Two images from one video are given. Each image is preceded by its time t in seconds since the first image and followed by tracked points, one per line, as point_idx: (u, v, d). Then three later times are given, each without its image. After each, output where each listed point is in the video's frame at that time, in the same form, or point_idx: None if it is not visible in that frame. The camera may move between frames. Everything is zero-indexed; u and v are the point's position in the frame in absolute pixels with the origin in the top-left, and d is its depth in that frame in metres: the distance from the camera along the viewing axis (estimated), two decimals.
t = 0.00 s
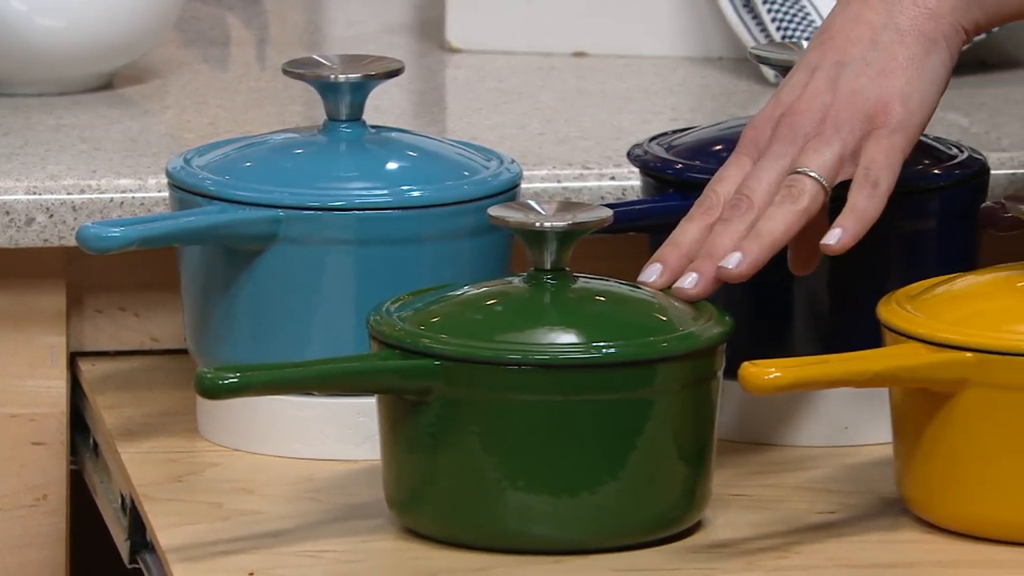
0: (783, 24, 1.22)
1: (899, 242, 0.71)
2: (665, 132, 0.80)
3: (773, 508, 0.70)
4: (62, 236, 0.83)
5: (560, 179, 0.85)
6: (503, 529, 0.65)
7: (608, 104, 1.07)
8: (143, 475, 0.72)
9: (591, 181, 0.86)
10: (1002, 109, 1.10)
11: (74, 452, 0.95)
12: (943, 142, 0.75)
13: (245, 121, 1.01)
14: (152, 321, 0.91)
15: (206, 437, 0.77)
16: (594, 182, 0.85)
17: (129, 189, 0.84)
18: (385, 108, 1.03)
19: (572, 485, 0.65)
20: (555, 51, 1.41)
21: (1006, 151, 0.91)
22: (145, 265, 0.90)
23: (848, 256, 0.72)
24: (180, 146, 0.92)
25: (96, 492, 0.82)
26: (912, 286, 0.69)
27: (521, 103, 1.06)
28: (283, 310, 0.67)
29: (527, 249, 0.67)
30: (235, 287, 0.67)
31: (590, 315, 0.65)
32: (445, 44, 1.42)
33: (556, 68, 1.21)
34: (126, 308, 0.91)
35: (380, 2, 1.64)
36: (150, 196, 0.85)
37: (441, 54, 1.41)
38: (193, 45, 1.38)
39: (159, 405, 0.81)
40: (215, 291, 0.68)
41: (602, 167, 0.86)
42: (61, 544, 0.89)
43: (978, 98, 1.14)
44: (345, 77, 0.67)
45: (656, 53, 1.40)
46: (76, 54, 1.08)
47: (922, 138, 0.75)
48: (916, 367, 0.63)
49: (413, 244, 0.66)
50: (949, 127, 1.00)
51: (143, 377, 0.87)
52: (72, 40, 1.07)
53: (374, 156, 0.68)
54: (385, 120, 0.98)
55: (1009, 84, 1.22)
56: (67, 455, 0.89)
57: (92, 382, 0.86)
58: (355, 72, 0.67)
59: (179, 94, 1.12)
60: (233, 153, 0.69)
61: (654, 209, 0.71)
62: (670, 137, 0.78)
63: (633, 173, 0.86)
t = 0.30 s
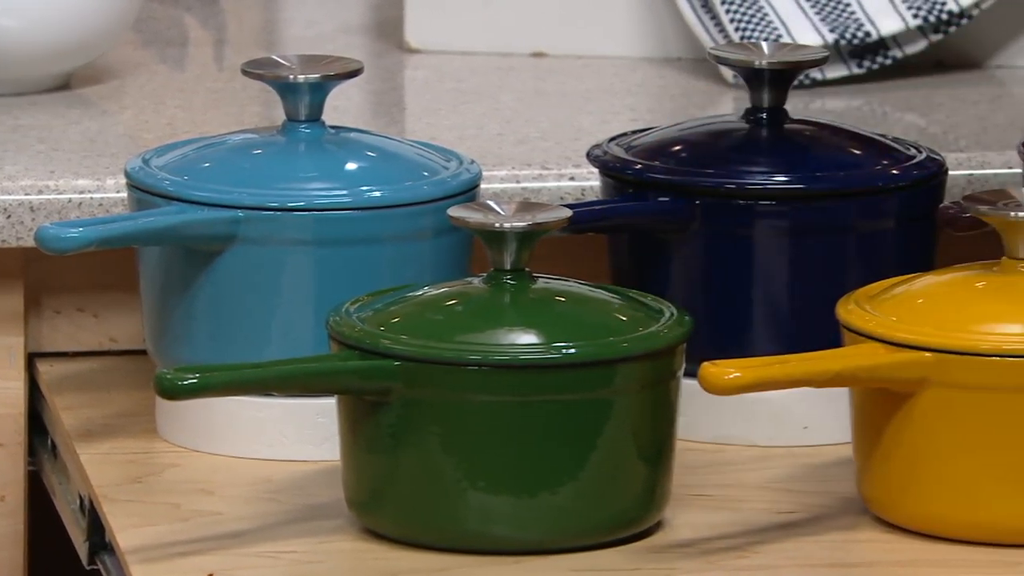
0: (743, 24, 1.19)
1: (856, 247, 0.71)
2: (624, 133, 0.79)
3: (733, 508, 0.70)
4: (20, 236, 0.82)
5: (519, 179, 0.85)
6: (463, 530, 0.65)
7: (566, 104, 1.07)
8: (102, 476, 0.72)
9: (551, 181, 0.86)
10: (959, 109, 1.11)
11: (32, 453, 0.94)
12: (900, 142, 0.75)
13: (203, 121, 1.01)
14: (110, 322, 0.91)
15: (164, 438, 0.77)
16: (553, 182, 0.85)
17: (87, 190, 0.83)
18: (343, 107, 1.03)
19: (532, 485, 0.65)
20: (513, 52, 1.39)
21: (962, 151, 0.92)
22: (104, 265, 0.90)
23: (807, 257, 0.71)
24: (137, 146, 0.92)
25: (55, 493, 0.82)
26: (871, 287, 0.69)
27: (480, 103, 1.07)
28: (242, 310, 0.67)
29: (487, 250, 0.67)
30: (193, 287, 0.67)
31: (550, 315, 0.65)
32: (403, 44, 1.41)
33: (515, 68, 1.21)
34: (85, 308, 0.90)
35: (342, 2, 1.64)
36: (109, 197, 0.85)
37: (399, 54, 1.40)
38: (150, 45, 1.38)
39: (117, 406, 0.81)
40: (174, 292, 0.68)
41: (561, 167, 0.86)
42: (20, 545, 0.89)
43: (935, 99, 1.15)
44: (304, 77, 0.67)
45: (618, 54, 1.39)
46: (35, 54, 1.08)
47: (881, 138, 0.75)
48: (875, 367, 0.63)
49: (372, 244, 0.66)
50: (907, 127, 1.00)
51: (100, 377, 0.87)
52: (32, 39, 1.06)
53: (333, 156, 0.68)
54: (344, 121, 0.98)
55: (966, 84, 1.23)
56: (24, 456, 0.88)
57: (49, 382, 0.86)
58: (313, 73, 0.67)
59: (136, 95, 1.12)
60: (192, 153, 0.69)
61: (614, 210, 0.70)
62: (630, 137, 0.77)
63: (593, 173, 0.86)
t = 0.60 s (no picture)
0: (701, 25, 1.17)
1: (816, 246, 0.72)
2: (586, 133, 0.79)
3: (693, 509, 0.70)
4: None
5: (479, 180, 0.86)
6: (423, 530, 0.65)
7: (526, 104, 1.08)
8: (61, 478, 0.71)
9: (510, 182, 0.87)
10: (917, 110, 1.12)
11: None
12: (859, 142, 0.76)
13: (162, 121, 1.01)
14: (68, 323, 0.91)
15: (123, 439, 0.77)
16: (512, 183, 0.86)
17: (45, 191, 0.83)
18: (302, 108, 1.04)
19: (492, 485, 0.65)
20: (472, 52, 1.37)
21: (920, 152, 0.93)
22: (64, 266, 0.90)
23: (767, 257, 0.71)
24: (96, 147, 0.92)
25: (13, 496, 0.81)
26: (831, 287, 0.69)
27: (439, 103, 1.08)
28: (200, 311, 0.67)
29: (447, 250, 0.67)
30: (152, 288, 0.67)
31: (510, 316, 0.65)
32: (363, 44, 1.39)
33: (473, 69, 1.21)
34: (43, 309, 0.90)
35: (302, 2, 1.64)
36: (67, 197, 0.84)
37: (357, 54, 1.38)
38: (110, 45, 1.38)
39: (74, 407, 0.81)
40: (133, 292, 0.68)
41: (521, 168, 0.87)
42: None
43: (894, 99, 1.16)
44: (263, 78, 0.67)
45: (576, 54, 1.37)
46: None
47: (840, 138, 0.75)
48: (834, 367, 0.63)
49: (331, 245, 0.67)
50: (865, 128, 1.01)
51: (58, 378, 0.87)
52: None
53: (293, 157, 0.68)
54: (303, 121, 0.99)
55: (925, 85, 1.24)
56: None
57: (7, 383, 0.86)
58: (273, 73, 0.67)
59: (95, 95, 1.11)
60: (151, 154, 0.69)
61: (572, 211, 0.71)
62: (589, 137, 0.77)
63: (552, 173, 0.87)
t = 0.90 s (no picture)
0: (657, 24, 1.17)
1: (771, 242, 0.73)
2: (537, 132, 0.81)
3: (649, 507, 0.71)
4: None
5: (435, 179, 0.88)
6: (379, 529, 0.65)
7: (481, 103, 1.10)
8: (16, 478, 0.71)
9: (466, 181, 0.88)
10: (871, 108, 1.13)
11: None
12: (813, 142, 0.78)
13: (116, 120, 1.01)
14: (22, 323, 0.91)
15: (78, 438, 0.77)
16: (468, 182, 0.88)
17: None
18: (257, 106, 1.06)
19: (448, 485, 0.65)
20: (425, 52, 1.36)
21: (874, 151, 0.94)
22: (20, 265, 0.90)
23: (721, 257, 0.73)
24: (50, 146, 0.92)
25: None
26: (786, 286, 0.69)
27: (393, 102, 1.10)
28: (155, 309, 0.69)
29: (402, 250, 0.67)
30: (107, 287, 0.69)
31: (466, 315, 0.65)
32: (317, 43, 1.38)
33: (426, 69, 1.22)
34: None
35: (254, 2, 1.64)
36: (21, 197, 0.84)
37: (311, 54, 1.37)
38: (63, 45, 1.37)
39: (26, 407, 0.81)
40: (88, 291, 0.70)
41: (477, 167, 0.89)
42: None
43: (849, 98, 1.16)
44: (218, 77, 0.69)
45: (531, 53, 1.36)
46: None
47: (794, 138, 0.77)
48: (790, 366, 0.63)
49: (285, 244, 0.68)
50: (820, 128, 1.03)
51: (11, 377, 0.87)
52: None
53: (247, 156, 0.69)
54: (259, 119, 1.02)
55: (880, 84, 1.23)
56: None
57: None
58: (228, 72, 0.69)
59: (49, 94, 1.11)
60: (105, 153, 0.71)
61: (526, 209, 0.72)
62: (544, 137, 0.78)
63: (507, 173, 0.88)
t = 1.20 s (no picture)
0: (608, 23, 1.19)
1: (723, 241, 0.80)
2: (494, 132, 0.89)
3: (604, 505, 0.74)
4: None
5: (387, 177, 0.95)
6: (332, 527, 0.65)
7: (432, 106, 1.18)
8: None
9: (419, 179, 0.95)
10: (822, 105, 1.19)
11: None
12: (765, 141, 0.84)
13: (66, 118, 1.02)
14: None
15: (33, 439, 0.79)
16: (421, 180, 0.95)
17: None
18: (209, 105, 1.13)
19: (402, 483, 0.65)
20: (378, 50, 1.41)
21: (826, 149, 0.98)
22: None
23: (672, 253, 0.79)
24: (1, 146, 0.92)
25: None
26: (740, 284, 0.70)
27: (345, 101, 1.18)
28: (109, 305, 0.73)
29: (355, 248, 0.68)
30: (61, 284, 0.73)
31: (419, 313, 0.65)
32: (268, 41, 1.41)
33: (380, 68, 1.33)
34: None
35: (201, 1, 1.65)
36: None
37: (264, 50, 1.41)
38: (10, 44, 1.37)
39: None
40: (43, 289, 0.74)
41: (430, 166, 0.96)
42: None
43: (799, 96, 1.22)
44: (171, 74, 0.75)
45: (488, 50, 1.41)
46: None
47: (747, 137, 0.84)
48: (743, 363, 0.63)
49: (236, 242, 0.73)
50: (772, 125, 1.09)
51: None
52: None
53: (198, 154, 0.75)
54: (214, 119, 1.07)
55: (830, 83, 1.28)
56: None
57: None
58: (180, 71, 0.75)
59: None
60: (57, 152, 0.75)
61: (479, 205, 0.78)
62: (499, 137, 0.86)
63: (460, 171, 0.95)
